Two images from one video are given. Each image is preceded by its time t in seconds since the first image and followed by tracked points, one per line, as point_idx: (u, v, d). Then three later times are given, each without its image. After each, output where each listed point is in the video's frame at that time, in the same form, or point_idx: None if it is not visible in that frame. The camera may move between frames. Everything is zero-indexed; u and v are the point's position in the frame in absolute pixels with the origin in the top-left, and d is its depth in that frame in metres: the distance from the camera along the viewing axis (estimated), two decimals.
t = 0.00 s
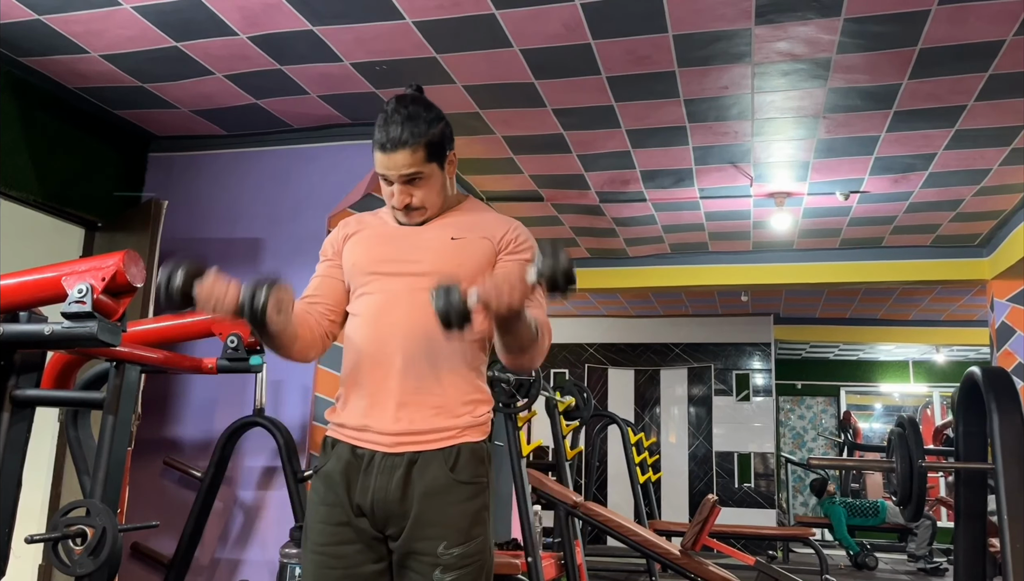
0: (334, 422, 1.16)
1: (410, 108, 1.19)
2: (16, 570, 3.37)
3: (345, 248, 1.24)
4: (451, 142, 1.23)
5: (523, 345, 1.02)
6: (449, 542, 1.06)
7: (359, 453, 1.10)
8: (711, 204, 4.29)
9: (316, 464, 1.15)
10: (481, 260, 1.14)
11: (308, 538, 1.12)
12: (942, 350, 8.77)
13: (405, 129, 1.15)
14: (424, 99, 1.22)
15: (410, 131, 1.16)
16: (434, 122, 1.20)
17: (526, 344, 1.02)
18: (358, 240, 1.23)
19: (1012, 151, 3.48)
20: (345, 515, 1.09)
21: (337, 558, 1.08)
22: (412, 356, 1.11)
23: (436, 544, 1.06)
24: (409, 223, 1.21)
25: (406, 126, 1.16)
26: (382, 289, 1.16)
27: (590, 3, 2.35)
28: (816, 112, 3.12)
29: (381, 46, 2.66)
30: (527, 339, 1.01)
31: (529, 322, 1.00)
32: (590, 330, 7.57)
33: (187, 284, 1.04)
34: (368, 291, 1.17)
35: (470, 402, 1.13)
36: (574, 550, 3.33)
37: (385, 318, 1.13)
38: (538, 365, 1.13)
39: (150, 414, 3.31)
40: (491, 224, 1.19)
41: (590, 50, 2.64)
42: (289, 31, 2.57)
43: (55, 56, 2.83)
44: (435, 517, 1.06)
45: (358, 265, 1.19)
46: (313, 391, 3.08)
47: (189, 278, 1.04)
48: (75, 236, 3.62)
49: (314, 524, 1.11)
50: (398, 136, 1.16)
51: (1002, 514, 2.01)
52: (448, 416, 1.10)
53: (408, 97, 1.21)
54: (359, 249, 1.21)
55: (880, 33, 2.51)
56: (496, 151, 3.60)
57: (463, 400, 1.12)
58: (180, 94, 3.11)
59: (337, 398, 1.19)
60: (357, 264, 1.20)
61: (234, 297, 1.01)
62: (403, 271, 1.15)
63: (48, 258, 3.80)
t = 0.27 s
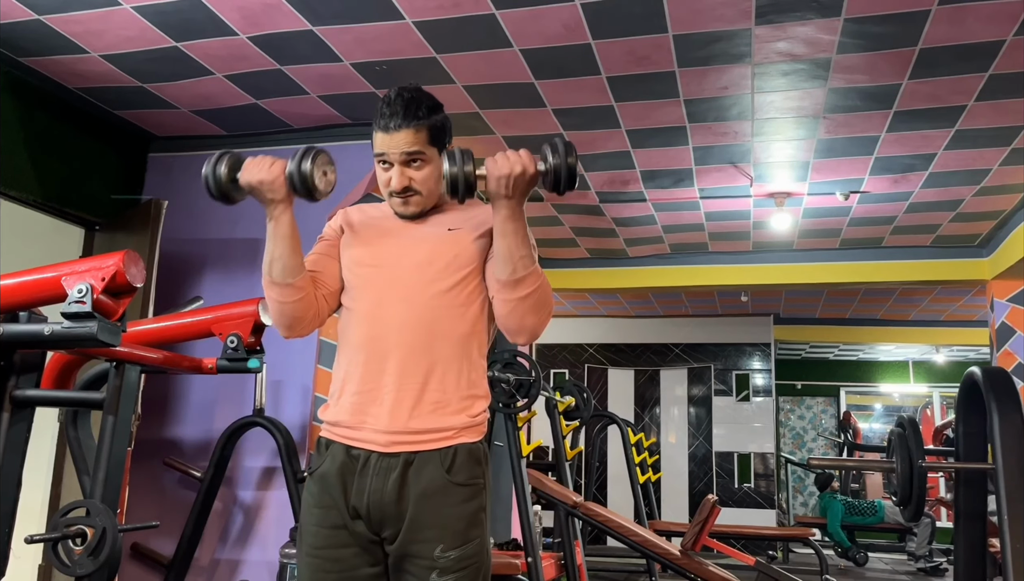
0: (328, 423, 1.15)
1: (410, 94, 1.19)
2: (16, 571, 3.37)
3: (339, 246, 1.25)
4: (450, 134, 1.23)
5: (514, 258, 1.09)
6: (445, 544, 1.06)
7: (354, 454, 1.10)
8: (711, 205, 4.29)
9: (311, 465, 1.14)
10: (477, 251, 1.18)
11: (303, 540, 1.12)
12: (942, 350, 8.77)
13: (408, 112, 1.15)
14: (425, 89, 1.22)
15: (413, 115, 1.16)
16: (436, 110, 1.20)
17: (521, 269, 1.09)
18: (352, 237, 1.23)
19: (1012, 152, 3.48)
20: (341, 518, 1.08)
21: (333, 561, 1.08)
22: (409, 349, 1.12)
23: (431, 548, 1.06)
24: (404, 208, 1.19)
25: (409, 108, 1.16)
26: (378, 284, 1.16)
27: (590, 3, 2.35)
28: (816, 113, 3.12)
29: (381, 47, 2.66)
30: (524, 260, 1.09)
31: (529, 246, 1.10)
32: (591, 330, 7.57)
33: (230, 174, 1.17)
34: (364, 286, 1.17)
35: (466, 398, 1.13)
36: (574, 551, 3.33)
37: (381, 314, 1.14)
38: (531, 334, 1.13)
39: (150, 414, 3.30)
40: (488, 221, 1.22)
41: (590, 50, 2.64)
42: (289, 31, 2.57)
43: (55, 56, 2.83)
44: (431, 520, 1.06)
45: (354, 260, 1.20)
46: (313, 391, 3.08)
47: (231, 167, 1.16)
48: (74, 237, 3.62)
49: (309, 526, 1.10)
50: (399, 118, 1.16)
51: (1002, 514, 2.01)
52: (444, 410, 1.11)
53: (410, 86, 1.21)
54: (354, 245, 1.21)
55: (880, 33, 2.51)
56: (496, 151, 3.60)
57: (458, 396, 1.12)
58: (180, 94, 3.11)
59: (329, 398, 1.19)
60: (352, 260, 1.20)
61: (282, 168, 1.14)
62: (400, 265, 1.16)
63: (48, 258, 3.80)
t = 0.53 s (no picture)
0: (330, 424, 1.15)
1: (410, 94, 1.19)
2: (16, 571, 3.37)
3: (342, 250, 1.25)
4: (450, 134, 1.23)
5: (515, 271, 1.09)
6: (447, 545, 1.06)
7: (356, 455, 1.10)
8: (711, 205, 4.29)
9: (313, 465, 1.14)
10: (478, 256, 1.18)
11: (304, 541, 1.12)
12: (942, 350, 8.77)
13: (408, 111, 1.16)
14: (424, 89, 1.22)
15: (413, 115, 1.17)
16: (436, 111, 1.20)
17: (521, 279, 1.09)
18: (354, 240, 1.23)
19: (1012, 152, 3.48)
20: (343, 518, 1.08)
21: (334, 562, 1.08)
22: (412, 351, 1.11)
23: (434, 548, 1.06)
24: (404, 209, 1.19)
25: (409, 108, 1.17)
26: (380, 287, 1.16)
27: (590, 3, 2.35)
28: (816, 113, 3.12)
29: (381, 47, 2.66)
30: (524, 270, 1.09)
31: (529, 256, 1.10)
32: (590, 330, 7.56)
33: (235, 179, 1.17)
34: (366, 288, 1.17)
35: (467, 401, 1.13)
36: (574, 551, 3.33)
37: (384, 316, 1.14)
38: (532, 341, 1.15)
39: (150, 414, 3.30)
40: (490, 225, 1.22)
41: (590, 50, 2.64)
42: (288, 31, 2.57)
43: (55, 57, 2.82)
44: (433, 520, 1.06)
45: (357, 263, 1.20)
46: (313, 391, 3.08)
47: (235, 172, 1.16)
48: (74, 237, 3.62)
49: (311, 527, 1.10)
50: (400, 118, 1.16)
51: (1001, 514, 2.01)
52: (446, 412, 1.10)
53: (410, 86, 1.22)
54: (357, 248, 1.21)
55: (880, 33, 2.51)
56: (496, 151, 3.60)
57: (460, 399, 1.12)
58: (180, 94, 3.11)
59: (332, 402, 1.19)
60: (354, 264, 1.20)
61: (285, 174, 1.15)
62: (403, 269, 1.16)
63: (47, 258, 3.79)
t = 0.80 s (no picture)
0: (338, 423, 1.17)
1: (411, 98, 1.19)
2: (16, 571, 3.37)
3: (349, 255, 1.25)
4: (453, 136, 1.23)
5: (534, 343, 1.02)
6: (452, 542, 1.06)
7: (363, 453, 1.11)
8: (711, 205, 4.29)
9: (320, 465, 1.15)
10: (483, 266, 1.14)
11: (310, 538, 1.13)
12: (941, 349, 8.77)
13: (409, 115, 1.16)
14: (426, 92, 1.22)
15: (414, 118, 1.17)
16: (437, 114, 1.20)
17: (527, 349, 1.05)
18: (360, 247, 1.23)
19: (1012, 152, 3.48)
20: (348, 516, 1.09)
21: (339, 558, 1.08)
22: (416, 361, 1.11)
23: (438, 545, 1.06)
24: (408, 212, 1.19)
25: (410, 112, 1.17)
26: (384, 294, 1.16)
27: (591, 3, 2.35)
28: (815, 113, 3.13)
29: (381, 47, 2.66)
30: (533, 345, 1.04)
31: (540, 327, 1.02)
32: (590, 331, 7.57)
33: (204, 276, 1.10)
34: (371, 297, 1.17)
35: (472, 406, 1.12)
36: (574, 551, 3.33)
37: (387, 326, 1.13)
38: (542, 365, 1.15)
39: (150, 414, 3.30)
40: (500, 228, 1.19)
41: (590, 50, 2.64)
42: (289, 32, 2.57)
43: (55, 57, 2.82)
44: (437, 517, 1.06)
45: (362, 272, 1.20)
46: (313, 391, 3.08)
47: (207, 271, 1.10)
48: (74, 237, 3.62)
49: (317, 524, 1.11)
50: (401, 122, 1.16)
51: (1001, 514, 2.01)
52: (452, 419, 1.10)
53: (412, 90, 1.22)
54: (363, 254, 1.21)
55: (880, 34, 2.51)
56: (495, 151, 3.60)
57: (467, 403, 1.12)
58: (179, 94, 3.10)
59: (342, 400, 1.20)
60: (360, 272, 1.20)
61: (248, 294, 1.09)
62: (407, 277, 1.15)
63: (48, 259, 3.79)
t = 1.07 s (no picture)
0: (335, 425, 1.17)
1: (399, 91, 1.18)
2: (15, 571, 3.36)
3: (339, 255, 1.24)
4: (443, 129, 1.22)
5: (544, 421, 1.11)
6: (450, 543, 1.06)
7: (360, 455, 1.11)
8: (711, 205, 4.29)
9: (317, 465, 1.15)
10: (480, 269, 1.15)
11: (307, 539, 1.13)
12: (941, 350, 8.78)
13: (396, 109, 1.15)
14: (416, 85, 1.22)
15: (401, 111, 1.16)
16: (426, 106, 1.19)
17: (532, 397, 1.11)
18: (352, 247, 1.22)
19: (1012, 152, 3.48)
20: (346, 517, 1.09)
21: (337, 559, 1.08)
22: (412, 366, 1.11)
23: (436, 546, 1.06)
24: (398, 209, 1.18)
25: (398, 106, 1.16)
26: (380, 298, 1.16)
27: (590, 4, 2.35)
28: (815, 113, 3.12)
29: (381, 47, 2.66)
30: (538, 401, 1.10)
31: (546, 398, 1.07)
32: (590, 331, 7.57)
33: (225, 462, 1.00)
34: (367, 301, 1.18)
35: (471, 408, 1.13)
36: (574, 552, 3.33)
37: (385, 330, 1.14)
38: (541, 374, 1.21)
39: (150, 414, 3.30)
40: (495, 227, 1.18)
41: (589, 51, 2.64)
42: (288, 32, 2.57)
43: (55, 57, 2.83)
44: (436, 519, 1.06)
45: (354, 275, 1.19)
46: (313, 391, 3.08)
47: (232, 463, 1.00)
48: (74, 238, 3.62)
49: (314, 525, 1.11)
50: (388, 115, 1.16)
51: (1001, 515, 2.01)
52: (450, 421, 1.10)
53: (400, 82, 1.21)
54: (354, 256, 1.20)
55: (880, 34, 2.52)
56: (495, 152, 3.60)
57: (465, 404, 1.12)
58: (179, 95, 3.10)
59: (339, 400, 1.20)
60: (352, 275, 1.20)
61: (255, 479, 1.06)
62: (403, 281, 1.15)
63: (47, 259, 3.79)
